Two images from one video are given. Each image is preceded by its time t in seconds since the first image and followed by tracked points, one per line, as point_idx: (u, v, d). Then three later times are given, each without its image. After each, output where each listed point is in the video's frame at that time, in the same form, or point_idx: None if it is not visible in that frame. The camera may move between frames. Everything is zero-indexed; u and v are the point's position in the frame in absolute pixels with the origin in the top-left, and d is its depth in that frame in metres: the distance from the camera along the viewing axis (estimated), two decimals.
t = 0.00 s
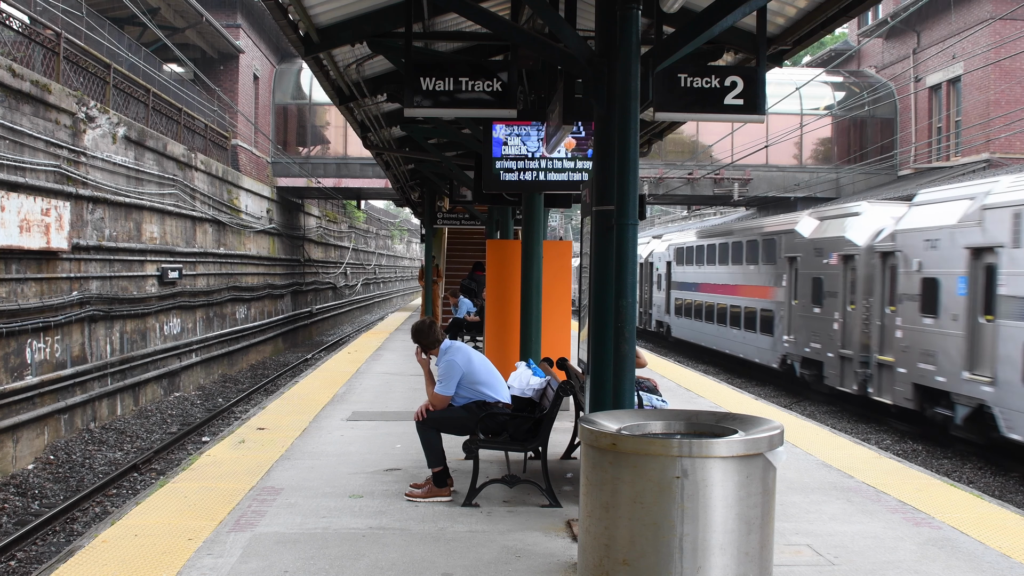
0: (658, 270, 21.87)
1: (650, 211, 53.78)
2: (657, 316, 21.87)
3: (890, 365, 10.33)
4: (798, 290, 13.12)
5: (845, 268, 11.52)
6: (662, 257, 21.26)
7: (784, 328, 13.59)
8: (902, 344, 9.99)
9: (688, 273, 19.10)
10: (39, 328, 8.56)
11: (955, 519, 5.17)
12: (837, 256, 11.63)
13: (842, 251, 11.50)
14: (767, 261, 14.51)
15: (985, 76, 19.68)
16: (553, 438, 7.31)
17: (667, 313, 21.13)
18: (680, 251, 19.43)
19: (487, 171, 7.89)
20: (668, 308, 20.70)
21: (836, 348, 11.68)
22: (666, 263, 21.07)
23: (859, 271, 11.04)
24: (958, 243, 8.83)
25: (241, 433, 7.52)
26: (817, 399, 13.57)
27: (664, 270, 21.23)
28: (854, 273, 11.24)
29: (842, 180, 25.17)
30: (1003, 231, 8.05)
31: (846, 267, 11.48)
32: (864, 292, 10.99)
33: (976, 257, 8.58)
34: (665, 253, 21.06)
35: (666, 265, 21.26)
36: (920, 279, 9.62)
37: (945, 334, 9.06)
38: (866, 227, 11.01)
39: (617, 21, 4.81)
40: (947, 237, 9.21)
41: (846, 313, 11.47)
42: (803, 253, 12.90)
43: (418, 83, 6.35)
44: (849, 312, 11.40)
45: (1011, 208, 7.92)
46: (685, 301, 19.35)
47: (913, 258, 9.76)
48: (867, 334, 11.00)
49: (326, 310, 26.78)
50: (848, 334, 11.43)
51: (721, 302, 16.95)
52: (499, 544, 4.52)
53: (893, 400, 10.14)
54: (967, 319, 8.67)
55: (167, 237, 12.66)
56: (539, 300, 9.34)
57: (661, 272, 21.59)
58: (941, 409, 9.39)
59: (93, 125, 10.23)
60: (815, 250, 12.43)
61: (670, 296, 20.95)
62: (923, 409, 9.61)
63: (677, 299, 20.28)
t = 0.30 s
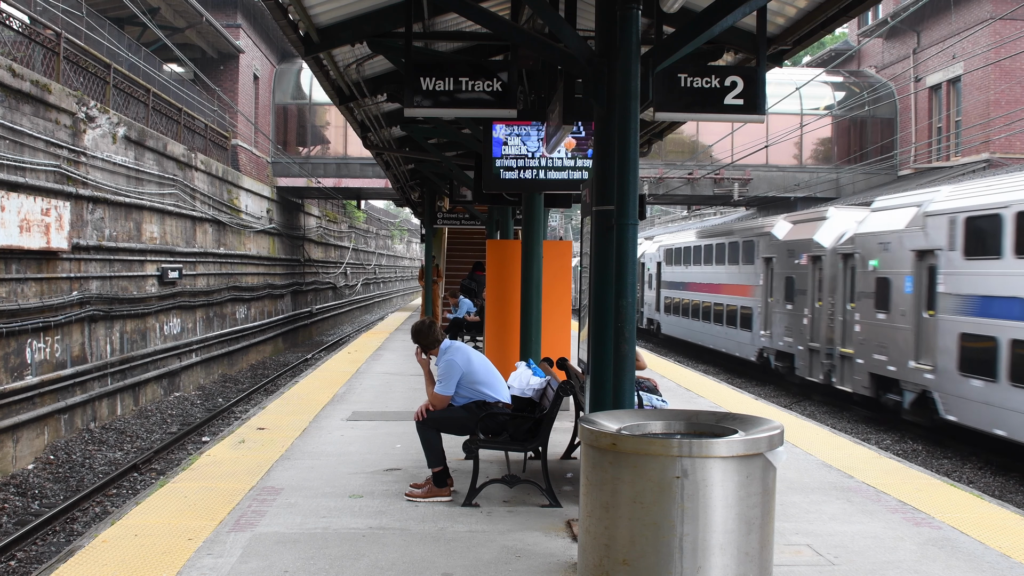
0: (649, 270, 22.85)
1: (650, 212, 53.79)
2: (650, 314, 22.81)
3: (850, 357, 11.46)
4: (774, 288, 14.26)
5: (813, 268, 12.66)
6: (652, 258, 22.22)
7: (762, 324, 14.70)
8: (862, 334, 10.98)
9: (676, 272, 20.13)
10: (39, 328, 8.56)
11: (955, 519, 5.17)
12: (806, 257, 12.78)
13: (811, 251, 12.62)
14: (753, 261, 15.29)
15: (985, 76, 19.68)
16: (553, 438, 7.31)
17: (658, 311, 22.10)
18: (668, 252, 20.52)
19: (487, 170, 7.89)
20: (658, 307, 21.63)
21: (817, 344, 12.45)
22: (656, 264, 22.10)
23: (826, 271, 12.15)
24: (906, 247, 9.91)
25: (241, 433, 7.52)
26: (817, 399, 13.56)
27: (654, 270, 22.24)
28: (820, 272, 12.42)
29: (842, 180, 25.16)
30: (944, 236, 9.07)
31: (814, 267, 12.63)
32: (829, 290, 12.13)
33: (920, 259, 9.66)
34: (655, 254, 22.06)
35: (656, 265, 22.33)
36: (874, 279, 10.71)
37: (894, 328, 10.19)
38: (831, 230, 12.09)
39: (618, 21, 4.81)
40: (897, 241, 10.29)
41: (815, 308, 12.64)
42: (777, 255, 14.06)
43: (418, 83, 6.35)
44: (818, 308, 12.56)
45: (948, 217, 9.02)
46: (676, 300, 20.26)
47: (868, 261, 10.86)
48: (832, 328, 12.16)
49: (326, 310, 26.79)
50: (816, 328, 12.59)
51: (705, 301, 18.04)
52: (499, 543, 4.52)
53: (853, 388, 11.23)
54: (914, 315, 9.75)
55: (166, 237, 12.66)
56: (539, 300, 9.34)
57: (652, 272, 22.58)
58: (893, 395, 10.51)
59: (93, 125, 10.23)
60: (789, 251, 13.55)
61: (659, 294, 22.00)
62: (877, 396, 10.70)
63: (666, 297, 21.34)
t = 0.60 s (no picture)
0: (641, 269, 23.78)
1: (649, 211, 53.79)
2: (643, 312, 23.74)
3: (817, 350, 12.57)
4: (751, 287, 15.39)
5: (787, 269, 13.78)
6: (645, 259, 23.13)
7: (742, 320, 15.79)
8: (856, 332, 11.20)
9: (665, 273, 21.11)
10: (39, 328, 8.56)
11: (955, 519, 5.18)
12: (781, 258, 13.90)
13: (785, 253, 13.72)
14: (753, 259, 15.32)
15: (985, 76, 19.68)
16: (553, 438, 7.32)
17: (649, 309, 23.11)
18: (659, 253, 21.51)
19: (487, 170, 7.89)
20: (650, 305, 22.59)
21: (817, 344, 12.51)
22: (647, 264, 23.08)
23: (798, 271, 13.24)
24: (865, 249, 10.98)
25: (241, 433, 7.52)
26: (817, 399, 13.57)
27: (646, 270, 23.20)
28: (792, 272, 13.55)
29: (842, 180, 25.16)
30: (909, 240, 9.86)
31: (787, 267, 13.75)
32: (801, 289, 13.22)
33: (877, 260, 10.70)
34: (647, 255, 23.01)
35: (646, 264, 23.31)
36: (836, 279, 11.82)
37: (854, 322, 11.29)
38: (804, 233, 13.18)
39: (617, 21, 4.81)
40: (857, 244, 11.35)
41: (787, 305, 13.80)
42: (755, 256, 15.14)
43: (418, 83, 6.35)
44: (790, 305, 13.68)
45: (909, 221, 9.86)
46: (672, 299, 20.76)
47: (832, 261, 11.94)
48: (803, 324, 13.27)
49: (326, 310, 26.79)
50: (789, 324, 13.75)
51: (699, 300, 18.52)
52: (499, 543, 4.52)
53: (819, 378, 12.34)
54: (872, 311, 10.83)
55: (167, 237, 12.66)
56: (539, 300, 9.34)
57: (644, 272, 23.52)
58: (853, 384, 11.61)
59: (93, 125, 10.23)
60: (765, 252, 14.67)
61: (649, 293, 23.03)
62: (839, 384, 11.82)
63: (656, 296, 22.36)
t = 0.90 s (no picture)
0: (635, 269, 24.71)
1: (649, 211, 53.79)
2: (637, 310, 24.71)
3: (789, 344, 13.66)
4: (732, 286, 16.47)
5: (764, 269, 14.82)
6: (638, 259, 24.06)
7: (736, 319, 16.13)
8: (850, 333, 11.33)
9: (656, 272, 22.18)
10: (39, 328, 8.56)
11: (955, 519, 5.17)
12: (757, 259, 14.98)
13: (761, 255, 14.78)
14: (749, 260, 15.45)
15: (985, 76, 19.69)
16: (553, 438, 7.32)
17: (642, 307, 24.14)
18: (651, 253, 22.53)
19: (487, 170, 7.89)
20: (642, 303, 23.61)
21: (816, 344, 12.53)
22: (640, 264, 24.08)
23: (773, 271, 14.26)
24: (831, 251, 11.93)
25: (241, 433, 7.51)
26: (816, 399, 13.57)
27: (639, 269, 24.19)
28: (768, 271, 14.61)
29: (843, 180, 25.16)
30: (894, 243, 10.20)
31: (763, 267, 14.81)
32: (776, 288, 14.26)
33: (841, 260, 11.64)
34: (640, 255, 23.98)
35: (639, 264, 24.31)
36: (806, 278, 12.85)
37: (822, 318, 12.30)
38: (778, 235, 14.15)
39: (617, 21, 4.81)
40: (823, 246, 12.34)
41: (763, 302, 14.88)
42: (736, 257, 16.19)
43: (418, 83, 6.35)
44: (767, 302, 14.72)
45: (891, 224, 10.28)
46: (672, 299, 20.75)
47: (802, 262, 12.96)
48: (777, 320, 14.31)
49: (326, 310, 26.79)
50: (764, 320, 14.81)
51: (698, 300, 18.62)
52: (499, 544, 4.52)
53: (791, 370, 13.43)
54: (837, 307, 11.79)
55: (167, 237, 12.66)
56: (539, 300, 9.34)
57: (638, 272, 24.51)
58: (820, 374, 12.70)
59: (93, 125, 10.23)
60: (743, 254, 15.77)
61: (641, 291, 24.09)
62: (808, 374, 12.92)
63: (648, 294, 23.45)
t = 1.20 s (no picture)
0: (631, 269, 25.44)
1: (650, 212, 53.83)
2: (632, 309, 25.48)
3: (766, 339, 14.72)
4: (716, 285, 17.48)
5: (744, 269, 15.85)
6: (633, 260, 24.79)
7: (734, 318, 16.21)
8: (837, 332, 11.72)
9: (648, 272, 23.05)
10: (39, 328, 8.56)
11: (955, 519, 5.17)
12: (738, 260, 16.00)
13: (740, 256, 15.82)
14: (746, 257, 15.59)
15: (985, 76, 19.70)
16: (553, 438, 7.31)
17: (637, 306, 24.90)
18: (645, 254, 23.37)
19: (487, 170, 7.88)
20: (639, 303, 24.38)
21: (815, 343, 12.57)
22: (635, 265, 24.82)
23: (752, 271, 15.26)
24: (801, 252, 12.94)
25: (241, 433, 7.51)
26: (816, 399, 13.57)
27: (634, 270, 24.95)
28: (747, 271, 15.64)
29: (843, 180, 25.17)
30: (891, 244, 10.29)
31: (743, 268, 15.85)
32: (754, 286, 15.27)
33: (811, 261, 12.62)
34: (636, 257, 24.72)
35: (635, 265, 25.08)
36: (781, 276, 13.86)
37: (795, 313, 13.31)
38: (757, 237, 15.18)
39: (617, 21, 4.81)
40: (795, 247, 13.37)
41: (744, 300, 15.92)
42: (719, 258, 17.20)
43: (418, 83, 6.35)
44: (746, 299, 15.74)
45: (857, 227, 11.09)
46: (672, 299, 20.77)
47: (777, 262, 13.95)
48: (756, 316, 15.33)
49: (326, 310, 26.79)
50: (744, 316, 15.85)
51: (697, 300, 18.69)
52: (499, 544, 4.52)
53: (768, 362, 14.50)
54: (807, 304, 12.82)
55: (167, 237, 12.66)
56: (539, 300, 9.34)
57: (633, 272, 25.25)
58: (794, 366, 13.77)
59: (93, 125, 10.23)
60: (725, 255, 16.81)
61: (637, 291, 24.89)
62: (783, 366, 14.00)
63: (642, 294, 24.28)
